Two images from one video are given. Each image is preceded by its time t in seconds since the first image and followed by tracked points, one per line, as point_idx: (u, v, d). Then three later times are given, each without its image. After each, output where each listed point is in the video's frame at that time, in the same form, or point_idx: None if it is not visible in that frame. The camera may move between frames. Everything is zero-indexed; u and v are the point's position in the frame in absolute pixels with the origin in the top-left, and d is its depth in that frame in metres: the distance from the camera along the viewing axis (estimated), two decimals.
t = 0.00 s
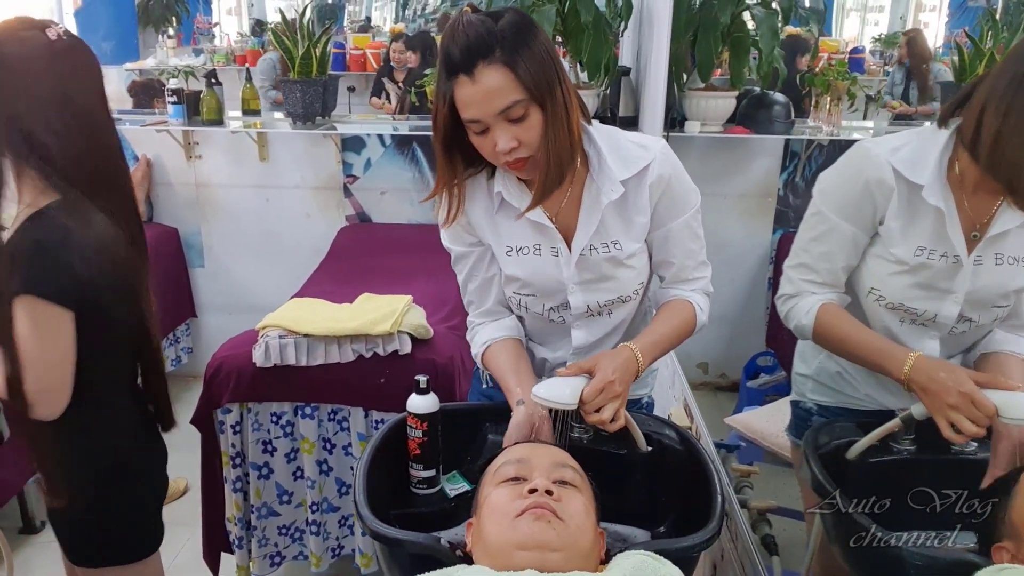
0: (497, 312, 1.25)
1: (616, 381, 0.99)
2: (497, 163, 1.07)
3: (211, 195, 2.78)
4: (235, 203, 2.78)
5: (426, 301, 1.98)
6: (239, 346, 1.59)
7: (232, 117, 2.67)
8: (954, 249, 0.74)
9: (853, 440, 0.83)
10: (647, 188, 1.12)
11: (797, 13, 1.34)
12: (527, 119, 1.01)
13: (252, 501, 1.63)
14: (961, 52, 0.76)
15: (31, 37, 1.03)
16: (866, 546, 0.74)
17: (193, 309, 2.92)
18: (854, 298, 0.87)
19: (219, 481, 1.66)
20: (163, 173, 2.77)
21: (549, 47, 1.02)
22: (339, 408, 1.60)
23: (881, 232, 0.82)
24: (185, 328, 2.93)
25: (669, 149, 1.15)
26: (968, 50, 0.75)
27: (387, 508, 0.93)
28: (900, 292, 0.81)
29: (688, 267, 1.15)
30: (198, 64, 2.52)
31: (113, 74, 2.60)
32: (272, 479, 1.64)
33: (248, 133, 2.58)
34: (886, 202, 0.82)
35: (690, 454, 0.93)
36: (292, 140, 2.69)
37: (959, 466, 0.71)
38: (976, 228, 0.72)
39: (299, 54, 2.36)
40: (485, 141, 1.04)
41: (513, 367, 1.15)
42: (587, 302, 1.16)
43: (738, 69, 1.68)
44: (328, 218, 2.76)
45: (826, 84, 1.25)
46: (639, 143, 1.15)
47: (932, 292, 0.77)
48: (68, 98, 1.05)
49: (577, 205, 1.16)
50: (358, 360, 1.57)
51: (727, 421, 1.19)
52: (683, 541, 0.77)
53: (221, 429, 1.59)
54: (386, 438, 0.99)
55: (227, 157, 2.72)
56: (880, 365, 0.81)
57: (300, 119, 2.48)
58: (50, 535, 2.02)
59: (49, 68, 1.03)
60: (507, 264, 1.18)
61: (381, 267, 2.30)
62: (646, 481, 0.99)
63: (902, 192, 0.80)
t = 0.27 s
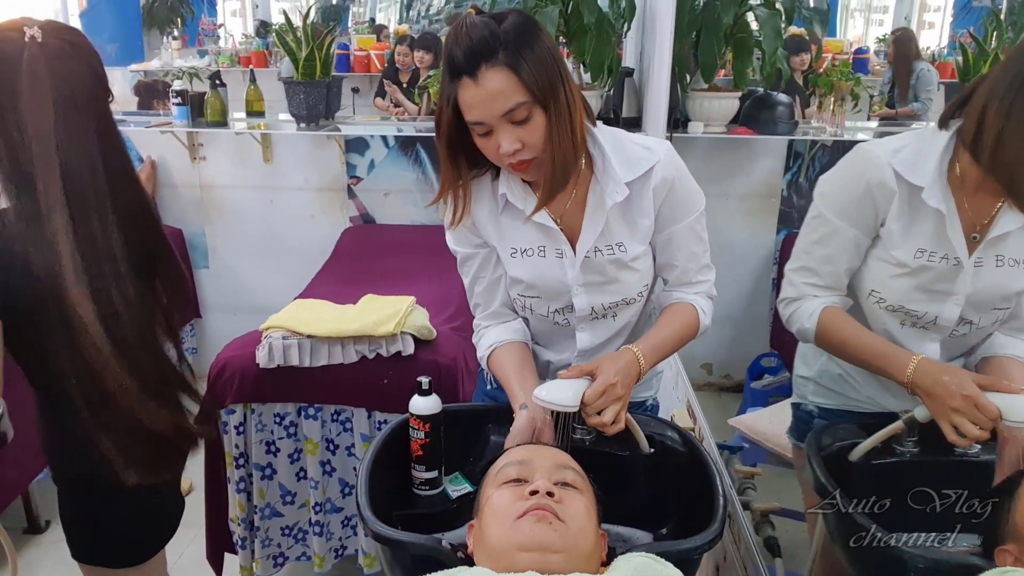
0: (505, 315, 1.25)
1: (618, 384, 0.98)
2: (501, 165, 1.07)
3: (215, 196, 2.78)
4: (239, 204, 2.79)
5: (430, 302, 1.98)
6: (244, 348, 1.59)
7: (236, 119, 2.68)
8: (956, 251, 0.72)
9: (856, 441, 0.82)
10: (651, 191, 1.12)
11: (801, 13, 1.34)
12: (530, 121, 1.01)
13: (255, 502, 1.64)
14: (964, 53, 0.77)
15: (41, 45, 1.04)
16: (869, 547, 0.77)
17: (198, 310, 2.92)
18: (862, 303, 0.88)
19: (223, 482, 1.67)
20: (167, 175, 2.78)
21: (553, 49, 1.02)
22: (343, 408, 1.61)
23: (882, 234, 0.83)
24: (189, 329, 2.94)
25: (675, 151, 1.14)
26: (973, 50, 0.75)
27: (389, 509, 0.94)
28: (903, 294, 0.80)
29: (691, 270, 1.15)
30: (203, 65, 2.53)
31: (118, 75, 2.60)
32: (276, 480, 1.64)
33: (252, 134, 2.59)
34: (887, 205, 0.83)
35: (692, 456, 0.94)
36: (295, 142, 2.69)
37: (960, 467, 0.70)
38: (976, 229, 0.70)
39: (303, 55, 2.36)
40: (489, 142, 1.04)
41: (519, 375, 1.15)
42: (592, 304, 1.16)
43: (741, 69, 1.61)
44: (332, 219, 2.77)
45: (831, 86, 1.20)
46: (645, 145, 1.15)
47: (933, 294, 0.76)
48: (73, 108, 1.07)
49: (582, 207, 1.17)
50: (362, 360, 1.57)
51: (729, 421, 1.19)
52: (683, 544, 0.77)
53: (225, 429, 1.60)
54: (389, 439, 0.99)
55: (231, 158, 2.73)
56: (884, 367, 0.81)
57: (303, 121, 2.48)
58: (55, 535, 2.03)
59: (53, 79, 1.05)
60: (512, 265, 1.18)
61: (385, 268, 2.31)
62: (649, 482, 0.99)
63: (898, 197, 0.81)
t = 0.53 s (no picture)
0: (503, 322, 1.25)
1: (616, 386, 0.99)
2: (507, 166, 1.07)
3: (220, 197, 2.79)
4: (243, 204, 2.80)
5: (433, 303, 1.98)
6: (247, 349, 1.59)
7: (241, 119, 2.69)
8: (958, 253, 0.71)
9: (860, 443, 0.82)
10: (655, 194, 1.12)
11: (807, 12, 1.34)
12: (536, 122, 1.01)
13: (258, 502, 1.64)
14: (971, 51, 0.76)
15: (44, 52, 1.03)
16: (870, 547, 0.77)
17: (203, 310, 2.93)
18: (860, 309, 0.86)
19: (226, 482, 1.67)
20: (173, 175, 2.79)
21: (559, 50, 1.02)
22: (345, 409, 1.61)
23: (883, 236, 0.81)
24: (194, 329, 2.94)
25: (679, 153, 1.15)
26: (978, 50, 0.75)
27: (391, 511, 0.95)
28: (904, 296, 0.79)
29: (695, 272, 1.15)
30: (208, 65, 2.56)
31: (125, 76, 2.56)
32: (279, 480, 1.65)
33: (256, 134, 2.59)
34: (887, 206, 0.82)
35: (694, 458, 0.93)
36: (300, 142, 2.70)
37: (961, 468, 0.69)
38: (976, 231, 0.69)
39: (308, 56, 2.36)
40: (494, 143, 1.04)
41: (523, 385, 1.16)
42: (595, 306, 1.16)
43: (746, 68, 1.67)
44: (336, 219, 2.78)
45: (837, 85, 1.24)
46: (649, 147, 1.14)
47: (935, 297, 0.75)
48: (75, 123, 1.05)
49: (585, 209, 1.16)
50: (365, 361, 1.58)
51: (733, 421, 1.19)
52: (683, 546, 0.77)
53: (228, 430, 1.61)
54: (391, 440, 0.99)
55: (235, 159, 2.73)
56: (885, 369, 0.80)
57: (308, 121, 2.48)
58: (60, 534, 2.04)
59: (55, 88, 1.03)
60: (513, 267, 1.17)
61: (389, 269, 2.31)
62: (651, 484, 0.99)
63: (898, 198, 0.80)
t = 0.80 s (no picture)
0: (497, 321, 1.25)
1: (589, 392, 0.97)
2: (508, 167, 1.07)
3: (222, 198, 2.80)
4: (245, 205, 2.80)
5: (435, 304, 1.98)
6: (249, 349, 1.60)
7: (244, 121, 2.69)
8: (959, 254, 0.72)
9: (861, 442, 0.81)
10: (654, 196, 1.11)
11: (808, 12, 1.34)
12: (538, 124, 1.01)
13: (260, 503, 1.65)
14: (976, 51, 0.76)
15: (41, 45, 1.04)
16: (869, 547, 0.75)
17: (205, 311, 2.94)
18: (868, 313, 0.87)
19: (228, 483, 1.68)
20: (175, 176, 2.79)
21: (562, 52, 1.01)
22: (347, 410, 1.61)
23: (888, 238, 0.83)
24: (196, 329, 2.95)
25: (682, 156, 1.14)
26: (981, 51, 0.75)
27: (392, 511, 0.95)
28: (907, 298, 0.81)
29: (687, 279, 1.13)
30: (212, 66, 2.55)
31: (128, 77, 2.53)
32: (280, 480, 1.65)
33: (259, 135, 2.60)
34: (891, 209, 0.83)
35: (694, 459, 0.93)
36: (302, 143, 2.70)
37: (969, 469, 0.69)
38: (977, 230, 0.69)
39: (310, 56, 2.37)
40: (496, 145, 1.04)
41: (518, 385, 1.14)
42: (592, 307, 1.16)
43: (748, 69, 1.63)
44: (338, 220, 2.78)
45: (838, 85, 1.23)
46: (651, 149, 1.14)
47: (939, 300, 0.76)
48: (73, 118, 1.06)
49: (584, 209, 1.16)
50: (366, 361, 1.58)
51: (736, 422, 1.20)
52: (683, 547, 0.77)
53: (230, 430, 1.61)
54: (393, 440, 1.00)
55: (238, 160, 2.74)
56: (914, 380, 0.78)
57: (309, 122, 2.49)
58: (62, 535, 2.04)
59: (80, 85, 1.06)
60: (512, 267, 1.18)
61: (391, 269, 2.31)
62: (650, 485, 0.99)
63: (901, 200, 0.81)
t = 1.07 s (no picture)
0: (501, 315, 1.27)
1: (584, 404, 0.96)
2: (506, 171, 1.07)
3: (226, 198, 2.80)
4: (248, 206, 2.80)
5: (438, 305, 1.98)
6: (251, 350, 1.60)
7: (247, 121, 2.70)
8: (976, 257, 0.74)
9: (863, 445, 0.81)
10: (652, 199, 1.11)
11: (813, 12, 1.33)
12: (534, 129, 1.01)
13: (263, 504, 1.65)
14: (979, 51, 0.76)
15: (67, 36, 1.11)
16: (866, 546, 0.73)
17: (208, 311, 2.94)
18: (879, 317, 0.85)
19: (231, 484, 1.68)
20: (179, 176, 2.79)
21: (558, 55, 1.01)
22: (350, 411, 1.61)
23: (902, 242, 0.81)
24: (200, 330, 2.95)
25: (683, 158, 1.13)
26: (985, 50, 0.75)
27: (394, 512, 0.95)
28: (921, 302, 0.80)
29: (683, 284, 1.13)
30: (215, 67, 2.55)
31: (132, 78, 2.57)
32: (283, 481, 1.65)
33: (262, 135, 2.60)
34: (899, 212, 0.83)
35: (698, 461, 0.93)
36: (305, 144, 2.70)
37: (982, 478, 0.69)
38: (988, 234, 0.73)
39: (314, 57, 2.37)
40: (493, 149, 1.04)
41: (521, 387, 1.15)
42: (587, 309, 1.16)
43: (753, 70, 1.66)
44: (341, 220, 2.78)
45: (842, 85, 1.22)
46: (651, 152, 1.13)
47: (951, 300, 0.78)
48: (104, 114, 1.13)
49: (583, 211, 1.16)
50: (369, 362, 1.58)
51: (739, 424, 1.20)
52: (686, 550, 0.77)
53: (233, 431, 1.61)
54: (396, 441, 0.99)
55: (242, 161, 2.74)
56: (931, 388, 0.77)
57: (313, 122, 2.47)
58: (66, 535, 2.05)
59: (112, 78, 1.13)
60: (508, 267, 1.18)
61: (394, 270, 2.31)
62: (653, 488, 0.99)
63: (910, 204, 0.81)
